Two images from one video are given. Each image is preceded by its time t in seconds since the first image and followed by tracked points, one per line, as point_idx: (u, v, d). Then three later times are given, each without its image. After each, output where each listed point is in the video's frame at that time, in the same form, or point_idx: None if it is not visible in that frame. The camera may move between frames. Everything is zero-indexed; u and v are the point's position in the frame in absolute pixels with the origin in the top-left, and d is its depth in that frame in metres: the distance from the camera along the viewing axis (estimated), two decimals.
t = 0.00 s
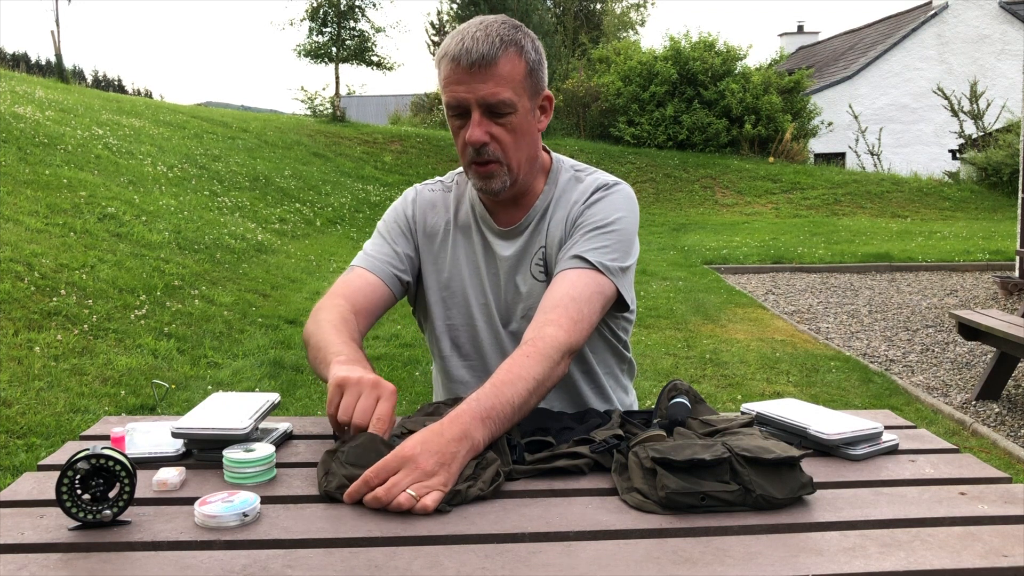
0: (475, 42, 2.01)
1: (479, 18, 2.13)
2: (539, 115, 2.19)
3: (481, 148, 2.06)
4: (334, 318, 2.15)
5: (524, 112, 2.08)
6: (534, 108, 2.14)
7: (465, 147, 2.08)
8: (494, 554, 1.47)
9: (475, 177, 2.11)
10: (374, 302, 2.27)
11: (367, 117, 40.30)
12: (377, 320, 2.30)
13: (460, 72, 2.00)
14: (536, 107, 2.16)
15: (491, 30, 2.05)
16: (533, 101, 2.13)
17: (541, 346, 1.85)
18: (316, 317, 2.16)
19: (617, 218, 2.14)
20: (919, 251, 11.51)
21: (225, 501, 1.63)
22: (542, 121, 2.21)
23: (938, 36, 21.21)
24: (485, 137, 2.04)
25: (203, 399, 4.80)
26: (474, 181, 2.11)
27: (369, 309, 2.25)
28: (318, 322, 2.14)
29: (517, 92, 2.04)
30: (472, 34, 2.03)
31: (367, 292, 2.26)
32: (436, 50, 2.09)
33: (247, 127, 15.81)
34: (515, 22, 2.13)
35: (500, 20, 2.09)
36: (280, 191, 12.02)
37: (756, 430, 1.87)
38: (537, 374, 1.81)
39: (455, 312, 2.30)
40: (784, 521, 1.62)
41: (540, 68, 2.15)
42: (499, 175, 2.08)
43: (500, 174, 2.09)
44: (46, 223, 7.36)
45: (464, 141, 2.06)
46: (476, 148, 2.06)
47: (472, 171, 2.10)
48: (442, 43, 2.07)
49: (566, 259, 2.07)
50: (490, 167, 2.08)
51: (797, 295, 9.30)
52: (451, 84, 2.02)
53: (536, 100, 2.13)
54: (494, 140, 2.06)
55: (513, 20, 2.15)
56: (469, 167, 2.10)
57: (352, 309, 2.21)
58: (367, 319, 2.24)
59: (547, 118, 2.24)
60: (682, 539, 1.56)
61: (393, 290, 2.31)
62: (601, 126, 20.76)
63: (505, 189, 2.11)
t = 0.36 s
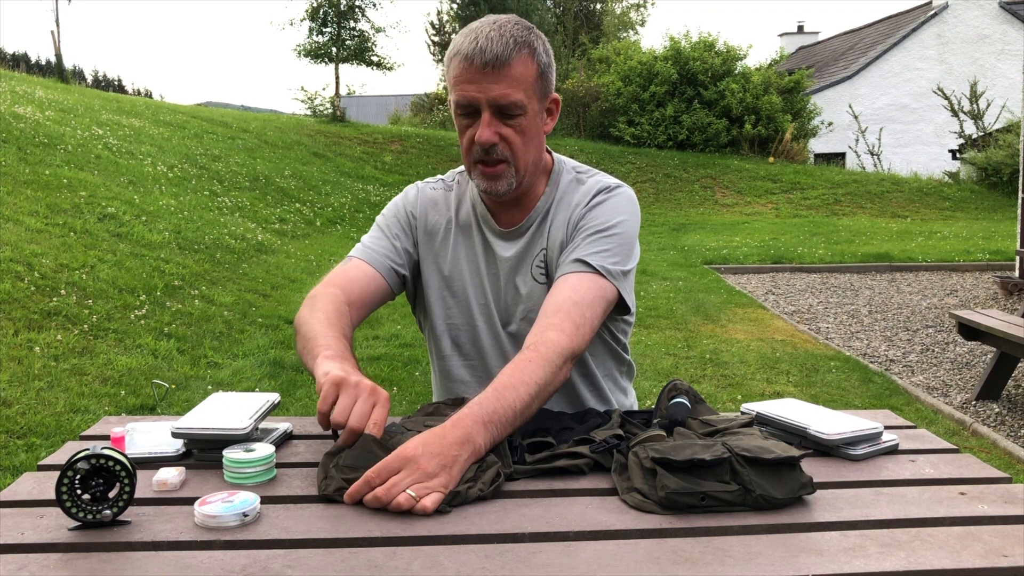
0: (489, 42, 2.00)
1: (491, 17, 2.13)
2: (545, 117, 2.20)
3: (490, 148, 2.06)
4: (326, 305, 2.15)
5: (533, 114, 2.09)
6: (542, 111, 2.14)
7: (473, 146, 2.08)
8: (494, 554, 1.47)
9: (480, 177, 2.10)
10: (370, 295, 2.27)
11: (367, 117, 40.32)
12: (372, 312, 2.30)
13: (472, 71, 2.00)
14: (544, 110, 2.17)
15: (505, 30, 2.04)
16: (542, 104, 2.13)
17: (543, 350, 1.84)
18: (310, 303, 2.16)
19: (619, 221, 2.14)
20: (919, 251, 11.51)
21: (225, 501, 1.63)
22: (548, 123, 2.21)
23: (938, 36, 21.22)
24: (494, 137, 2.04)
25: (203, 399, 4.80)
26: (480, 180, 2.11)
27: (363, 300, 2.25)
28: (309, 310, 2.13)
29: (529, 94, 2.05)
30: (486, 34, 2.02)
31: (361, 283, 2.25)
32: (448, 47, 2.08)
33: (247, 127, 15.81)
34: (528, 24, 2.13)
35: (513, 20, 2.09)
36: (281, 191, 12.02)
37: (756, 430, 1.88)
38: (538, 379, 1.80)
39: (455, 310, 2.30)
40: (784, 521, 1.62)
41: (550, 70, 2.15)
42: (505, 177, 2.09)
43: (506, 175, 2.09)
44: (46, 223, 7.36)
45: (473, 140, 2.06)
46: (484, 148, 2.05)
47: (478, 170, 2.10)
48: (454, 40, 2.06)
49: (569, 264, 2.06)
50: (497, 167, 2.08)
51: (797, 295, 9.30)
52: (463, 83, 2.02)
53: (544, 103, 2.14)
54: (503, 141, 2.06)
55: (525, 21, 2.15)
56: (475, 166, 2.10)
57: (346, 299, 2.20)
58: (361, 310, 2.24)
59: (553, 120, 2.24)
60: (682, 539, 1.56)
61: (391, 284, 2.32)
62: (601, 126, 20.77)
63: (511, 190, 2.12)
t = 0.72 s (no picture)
0: (498, 42, 2.00)
1: (499, 17, 2.12)
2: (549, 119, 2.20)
3: (493, 148, 2.06)
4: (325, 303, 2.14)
5: (538, 116, 2.09)
6: (546, 113, 2.14)
7: (477, 146, 2.08)
8: (495, 554, 1.47)
9: (483, 176, 2.11)
10: (372, 294, 2.26)
11: (367, 117, 40.35)
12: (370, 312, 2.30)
13: (480, 72, 2.00)
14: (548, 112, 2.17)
15: (513, 31, 2.04)
16: (546, 107, 2.13)
17: (543, 352, 1.84)
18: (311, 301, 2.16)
19: (619, 222, 2.14)
20: (919, 251, 11.51)
21: (225, 501, 1.63)
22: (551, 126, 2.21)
23: (938, 36, 21.22)
24: (498, 138, 2.05)
25: (203, 399, 4.80)
26: (482, 180, 2.11)
27: (365, 298, 2.25)
28: (309, 309, 2.12)
29: (535, 96, 2.05)
30: (494, 34, 2.02)
31: (361, 280, 2.25)
32: (455, 46, 2.08)
33: (247, 127, 15.81)
34: (535, 25, 2.13)
35: (522, 21, 2.09)
36: (280, 191, 12.02)
37: (756, 430, 1.88)
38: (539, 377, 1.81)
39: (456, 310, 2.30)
40: (784, 521, 1.62)
41: (556, 73, 2.16)
42: (508, 178, 2.09)
43: (508, 176, 2.09)
44: (46, 223, 7.36)
45: (477, 140, 2.06)
46: (488, 148, 2.06)
47: (481, 170, 2.11)
48: (462, 39, 2.06)
49: (570, 265, 2.06)
50: (499, 167, 2.08)
51: (797, 295, 9.30)
52: (469, 82, 2.02)
53: (549, 105, 2.14)
54: (507, 142, 2.07)
55: (533, 22, 2.15)
56: (478, 165, 2.10)
57: (348, 297, 2.20)
58: (362, 309, 2.24)
59: (556, 121, 2.24)
60: (682, 539, 1.56)
61: (392, 283, 2.32)
62: (601, 126, 20.77)
63: (512, 191, 2.12)
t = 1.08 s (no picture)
0: (501, 38, 2.01)
1: (502, 16, 2.14)
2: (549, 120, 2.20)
3: (493, 144, 2.06)
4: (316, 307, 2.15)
5: (538, 114, 2.10)
6: (546, 113, 2.15)
7: (477, 142, 2.08)
8: (495, 554, 1.47)
9: (482, 174, 2.10)
10: (366, 299, 2.28)
11: (367, 117, 40.38)
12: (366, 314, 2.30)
13: (482, 67, 2.01)
14: (548, 112, 2.17)
15: (516, 29, 2.06)
16: (547, 106, 2.14)
17: (542, 354, 1.84)
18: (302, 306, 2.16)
19: (617, 222, 2.14)
20: (918, 251, 11.51)
21: (225, 501, 1.63)
22: (550, 126, 2.22)
23: (938, 36, 21.22)
24: (498, 134, 2.05)
25: (203, 399, 4.80)
26: (480, 176, 2.10)
27: (359, 302, 2.26)
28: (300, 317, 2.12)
29: (536, 94, 2.06)
30: (497, 31, 2.04)
31: (356, 284, 2.26)
32: (458, 43, 2.09)
33: (247, 127, 15.81)
34: (538, 26, 2.15)
35: (525, 20, 2.10)
36: (281, 191, 12.02)
37: (756, 430, 1.88)
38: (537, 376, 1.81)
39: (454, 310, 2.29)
40: (784, 521, 1.62)
41: (556, 73, 2.17)
42: (506, 175, 2.09)
43: (506, 174, 2.09)
44: (46, 223, 7.36)
45: (477, 136, 2.06)
46: (488, 144, 2.06)
47: (480, 167, 2.10)
48: (465, 35, 2.07)
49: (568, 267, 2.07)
50: (498, 164, 2.08)
51: (797, 295, 9.30)
52: (471, 78, 2.02)
53: (549, 105, 2.15)
54: (506, 139, 2.07)
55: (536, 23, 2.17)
56: (478, 162, 2.10)
57: (339, 300, 2.20)
58: (354, 313, 2.24)
59: (556, 122, 2.24)
60: (682, 539, 1.56)
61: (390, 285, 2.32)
62: (601, 126, 20.77)
63: (510, 189, 2.12)
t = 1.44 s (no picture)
0: (493, 30, 2.05)
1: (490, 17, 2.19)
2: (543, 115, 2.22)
3: (489, 135, 2.06)
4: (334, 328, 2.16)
5: (532, 106, 2.12)
6: (540, 106, 2.16)
7: (473, 135, 2.08)
8: (495, 554, 1.47)
9: (478, 167, 2.10)
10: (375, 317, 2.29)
11: (367, 117, 40.42)
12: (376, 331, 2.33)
13: (475, 58, 2.03)
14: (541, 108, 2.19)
15: (507, 23, 2.10)
16: (540, 99, 2.16)
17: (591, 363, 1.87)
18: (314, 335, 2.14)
19: (622, 222, 2.16)
20: (919, 251, 11.51)
21: (225, 501, 1.63)
22: (544, 121, 2.23)
23: (938, 36, 21.22)
24: (493, 124, 2.05)
25: (203, 399, 4.80)
26: (477, 169, 2.10)
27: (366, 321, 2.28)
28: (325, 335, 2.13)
29: (528, 84, 2.08)
30: (488, 25, 2.07)
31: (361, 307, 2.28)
32: (450, 41, 2.13)
33: (247, 127, 15.81)
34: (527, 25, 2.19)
35: (514, 18, 2.15)
36: (280, 191, 12.02)
37: (755, 430, 1.88)
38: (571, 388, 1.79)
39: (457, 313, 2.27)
40: (784, 521, 1.62)
41: (548, 68, 2.20)
42: (503, 166, 2.08)
43: (503, 165, 2.08)
44: (46, 223, 7.36)
45: (473, 127, 2.06)
46: (483, 135, 2.06)
47: (476, 160, 2.10)
48: (456, 32, 2.10)
49: (584, 274, 2.09)
50: (494, 156, 2.08)
51: (797, 295, 9.30)
52: (464, 69, 2.05)
53: (542, 99, 2.17)
54: (502, 129, 2.07)
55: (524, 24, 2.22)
56: (474, 155, 2.10)
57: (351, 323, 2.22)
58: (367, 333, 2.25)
59: (550, 117, 2.26)
60: (682, 539, 1.56)
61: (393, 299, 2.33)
62: (601, 126, 20.77)
63: (508, 181, 2.11)
